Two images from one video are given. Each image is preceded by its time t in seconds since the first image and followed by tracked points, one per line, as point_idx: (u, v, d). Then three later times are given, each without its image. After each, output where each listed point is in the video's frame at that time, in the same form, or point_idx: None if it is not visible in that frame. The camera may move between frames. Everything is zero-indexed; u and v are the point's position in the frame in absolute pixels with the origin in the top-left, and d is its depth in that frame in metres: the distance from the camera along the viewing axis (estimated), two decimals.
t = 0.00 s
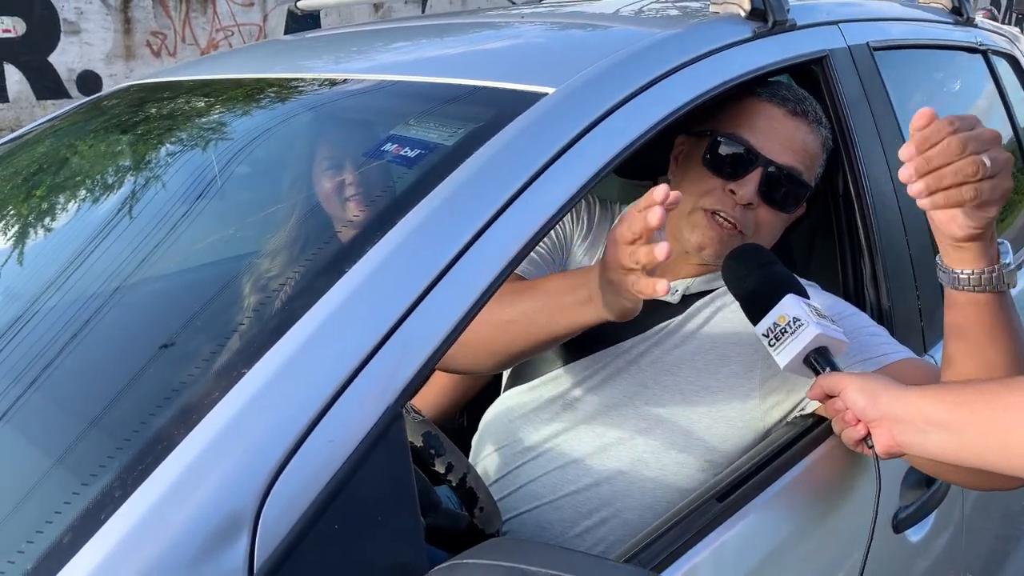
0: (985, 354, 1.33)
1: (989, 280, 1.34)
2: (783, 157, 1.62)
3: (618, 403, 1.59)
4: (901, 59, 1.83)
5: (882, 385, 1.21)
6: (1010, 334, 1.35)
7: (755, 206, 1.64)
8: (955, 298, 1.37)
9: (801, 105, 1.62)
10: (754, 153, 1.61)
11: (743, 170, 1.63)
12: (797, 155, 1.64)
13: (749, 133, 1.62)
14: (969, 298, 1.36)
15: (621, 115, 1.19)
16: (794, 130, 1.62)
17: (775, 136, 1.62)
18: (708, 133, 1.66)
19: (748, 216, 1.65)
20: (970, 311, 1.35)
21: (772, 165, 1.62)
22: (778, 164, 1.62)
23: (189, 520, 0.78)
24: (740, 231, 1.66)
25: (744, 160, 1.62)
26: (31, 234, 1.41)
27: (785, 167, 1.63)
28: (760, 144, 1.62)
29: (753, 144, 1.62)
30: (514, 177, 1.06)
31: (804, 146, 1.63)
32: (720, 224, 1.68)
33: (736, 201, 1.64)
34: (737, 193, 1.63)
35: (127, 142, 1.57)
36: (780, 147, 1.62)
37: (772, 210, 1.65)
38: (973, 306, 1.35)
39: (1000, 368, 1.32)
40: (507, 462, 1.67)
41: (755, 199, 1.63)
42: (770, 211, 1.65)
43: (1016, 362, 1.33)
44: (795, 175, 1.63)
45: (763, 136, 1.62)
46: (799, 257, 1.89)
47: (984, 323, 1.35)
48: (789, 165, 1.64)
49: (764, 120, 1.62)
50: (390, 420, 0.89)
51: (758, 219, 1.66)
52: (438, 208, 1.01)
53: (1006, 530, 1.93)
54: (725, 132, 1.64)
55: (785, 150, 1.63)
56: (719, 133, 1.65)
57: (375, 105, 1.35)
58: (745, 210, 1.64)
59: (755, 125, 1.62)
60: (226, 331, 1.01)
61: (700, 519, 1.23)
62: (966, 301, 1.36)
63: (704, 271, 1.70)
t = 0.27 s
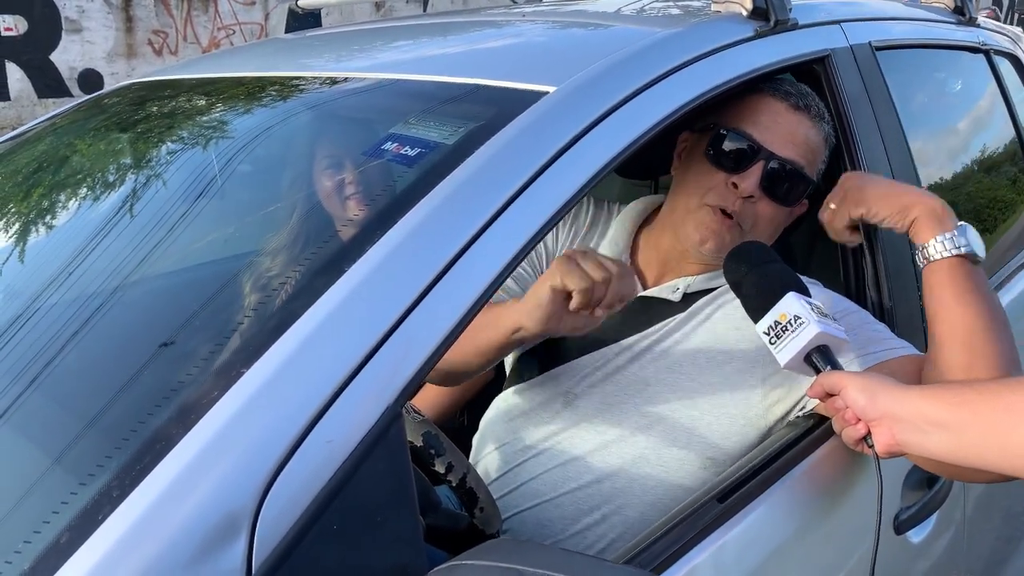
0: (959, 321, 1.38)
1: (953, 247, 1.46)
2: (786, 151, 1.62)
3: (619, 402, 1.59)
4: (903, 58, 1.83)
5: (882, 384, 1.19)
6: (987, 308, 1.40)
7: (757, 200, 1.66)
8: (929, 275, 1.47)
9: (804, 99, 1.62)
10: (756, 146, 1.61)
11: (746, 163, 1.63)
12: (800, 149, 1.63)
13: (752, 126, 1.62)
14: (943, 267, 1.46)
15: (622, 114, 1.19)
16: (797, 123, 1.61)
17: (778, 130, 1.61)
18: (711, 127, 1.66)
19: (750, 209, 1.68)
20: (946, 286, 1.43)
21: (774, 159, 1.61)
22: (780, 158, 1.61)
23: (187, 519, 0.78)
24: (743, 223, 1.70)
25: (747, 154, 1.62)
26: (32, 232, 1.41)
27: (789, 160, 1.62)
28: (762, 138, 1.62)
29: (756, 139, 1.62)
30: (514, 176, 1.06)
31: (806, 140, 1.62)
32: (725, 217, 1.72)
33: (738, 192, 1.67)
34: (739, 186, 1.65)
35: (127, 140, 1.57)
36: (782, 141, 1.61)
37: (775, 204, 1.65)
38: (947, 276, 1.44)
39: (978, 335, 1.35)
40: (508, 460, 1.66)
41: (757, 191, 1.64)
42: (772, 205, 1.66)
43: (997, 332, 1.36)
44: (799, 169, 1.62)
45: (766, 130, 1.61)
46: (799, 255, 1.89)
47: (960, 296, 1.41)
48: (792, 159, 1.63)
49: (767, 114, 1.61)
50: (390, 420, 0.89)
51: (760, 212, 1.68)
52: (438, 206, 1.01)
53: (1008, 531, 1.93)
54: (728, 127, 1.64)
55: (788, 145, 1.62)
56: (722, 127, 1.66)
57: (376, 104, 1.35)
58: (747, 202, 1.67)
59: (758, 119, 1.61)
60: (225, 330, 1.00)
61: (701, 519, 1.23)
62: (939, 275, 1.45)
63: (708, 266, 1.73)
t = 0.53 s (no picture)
0: (902, 328, 1.37)
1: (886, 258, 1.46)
2: (777, 158, 1.63)
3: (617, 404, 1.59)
4: (903, 61, 1.83)
5: (883, 385, 1.20)
6: (930, 308, 1.40)
7: (748, 206, 1.67)
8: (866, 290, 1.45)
9: (796, 104, 1.62)
10: (748, 154, 1.61)
11: (737, 170, 1.64)
12: (791, 155, 1.64)
13: (743, 133, 1.62)
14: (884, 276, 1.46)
15: (622, 116, 1.19)
16: (789, 130, 1.61)
17: (770, 136, 1.61)
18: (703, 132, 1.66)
19: (742, 215, 1.69)
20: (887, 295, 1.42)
21: (766, 165, 1.62)
22: (772, 164, 1.62)
23: (185, 520, 0.78)
24: (733, 229, 1.71)
25: (739, 160, 1.62)
26: (33, 231, 1.41)
27: (780, 166, 1.63)
28: (754, 145, 1.62)
29: (748, 147, 1.62)
30: (513, 178, 1.06)
31: (797, 146, 1.63)
32: (715, 223, 1.72)
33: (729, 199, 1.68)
34: (730, 193, 1.66)
35: (128, 140, 1.57)
36: (774, 148, 1.62)
37: (766, 209, 1.67)
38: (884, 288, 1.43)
39: (926, 331, 1.35)
40: (507, 461, 1.68)
41: (747, 198, 1.66)
42: (763, 211, 1.67)
43: (944, 327, 1.36)
44: (789, 175, 1.63)
45: (758, 137, 1.61)
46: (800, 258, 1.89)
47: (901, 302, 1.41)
48: (783, 165, 1.64)
49: (759, 120, 1.61)
50: (388, 421, 0.89)
51: (751, 218, 1.69)
52: (437, 208, 1.01)
53: (1006, 535, 1.93)
54: (721, 133, 1.64)
55: (779, 151, 1.63)
56: (714, 133, 1.65)
57: (376, 106, 1.35)
58: (738, 208, 1.68)
59: (750, 126, 1.61)
60: (224, 331, 1.00)
61: (699, 522, 1.23)
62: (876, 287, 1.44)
63: (702, 269, 1.74)
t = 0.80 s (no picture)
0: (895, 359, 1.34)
1: (854, 303, 1.35)
2: (776, 163, 1.63)
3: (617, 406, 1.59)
4: (904, 64, 1.83)
5: (875, 388, 1.19)
6: (909, 322, 1.38)
7: (747, 210, 1.67)
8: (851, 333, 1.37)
9: (796, 109, 1.62)
10: (746, 158, 1.63)
11: (737, 173, 1.65)
12: (790, 160, 1.64)
13: (743, 138, 1.62)
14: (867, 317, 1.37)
15: (622, 118, 1.19)
16: (788, 135, 1.61)
17: (769, 141, 1.62)
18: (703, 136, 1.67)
19: (740, 219, 1.69)
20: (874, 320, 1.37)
21: (765, 170, 1.63)
22: (771, 169, 1.63)
23: (183, 520, 0.78)
24: (731, 233, 1.71)
25: (739, 164, 1.63)
26: (33, 230, 1.41)
27: (778, 171, 1.63)
28: (753, 149, 1.62)
29: (747, 150, 1.63)
30: (513, 180, 1.06)
31: (797, 151, 1.63)
32: (714, 227, 1.72)
33: (727, 204, 1.69)
34: (728, 197, 1.67)
35: (128, 140, 1.57)
36: (772, 153, 1.63)
37: (765, 214, 1.67)
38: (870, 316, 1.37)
39: (922, 351, 1.33)
40: (506, 463, 1.67)
41: (746, 203, 1.66)
42: (762, 216, 1.67)
43: (935, 342, 1.35)
44: (788, 180, 1.64)
45: (758, 141, 1.62)
46: (799, 261, 1.89)
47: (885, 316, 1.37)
48: (782, 170, 1.64)
49: (759, 125, 1.61)
50: (387, 422, 0.89)
51: (750, 223, 1.69)
52: (437, 209, 1.01)
53: (1005, 538, 1.93)
54: (720, 136, 1.65)
55: (778, 155, 1.63)
56: (713, 137, 1.66)
57: (376, 106, 1.35)
58: (735, 213, 1.68)
59: (749, 130, 1.62)
60: (224, 331, 1.00)
61: (698, 525, 1.23)
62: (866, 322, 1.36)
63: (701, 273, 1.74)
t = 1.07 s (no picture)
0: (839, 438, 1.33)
1: (780, 401, 1.35)
2: (770, 171, 1.63)
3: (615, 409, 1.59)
4: (903, 69, 1.84)
5: (869, 395, 1.18)
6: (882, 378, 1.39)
7: (742, 219, 1.67)
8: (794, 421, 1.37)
9: (791, 117, 1.63)
10: (741, 166, 1.63)
11: (732, 181, 1.65)
12: (785, 169, 1.65)
13: (737, 145, 1.63)
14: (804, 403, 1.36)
15: (621, 123, 1.19)
16: (783, 142, 1.62)
17: (764, 149, 1.62)
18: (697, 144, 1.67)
19: (735, 228, 1.68)
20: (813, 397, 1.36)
21: (760, 178, 1.64)
22: (765, 177, 1.64)
23: (181, 523, 0.79)
24: (726, 242, 1.70)
25: (734, 172, 1.64)
26: (33, 232, 1.41)
27: (773, 179, 1.64)
28: (748, 157, 1.63)
29: (741, 158, 1.63)
30: (513, 185, 1.07)
31: (792, 159, 1.64)
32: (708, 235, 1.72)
33: (722, 212, 1.68)
34: (723, 206, 1.67)
35: (129, 143, 1.58)
36: (766, 161, 1.63)
37: (761, 222, 1.67)
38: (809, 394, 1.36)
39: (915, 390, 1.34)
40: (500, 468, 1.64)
41: (741, 211, 1.66)
42: (757, 224, 1.68)
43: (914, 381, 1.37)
44: (783, 188, 1.65)
45: (752, 149, 1.62)
46: (797, 265, 1.91)
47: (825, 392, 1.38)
48: (777, 178, 1.64)
49: (754, 132, 1.62)
50: (386, 425, 0.89)
51: (745, 231, 1.69)
52: (437, 213, 1.01)
53: (1003, 543, 1.93)
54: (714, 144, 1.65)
55: (773, 163, 1.64)
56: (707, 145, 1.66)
57: (377, 110, 1.35)
58: (731, 222, 1.68)
59: (743, 138, 1.62)
60: (223, 333, 1.01)
61: (696, 529, 1.23)
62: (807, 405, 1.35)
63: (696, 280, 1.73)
